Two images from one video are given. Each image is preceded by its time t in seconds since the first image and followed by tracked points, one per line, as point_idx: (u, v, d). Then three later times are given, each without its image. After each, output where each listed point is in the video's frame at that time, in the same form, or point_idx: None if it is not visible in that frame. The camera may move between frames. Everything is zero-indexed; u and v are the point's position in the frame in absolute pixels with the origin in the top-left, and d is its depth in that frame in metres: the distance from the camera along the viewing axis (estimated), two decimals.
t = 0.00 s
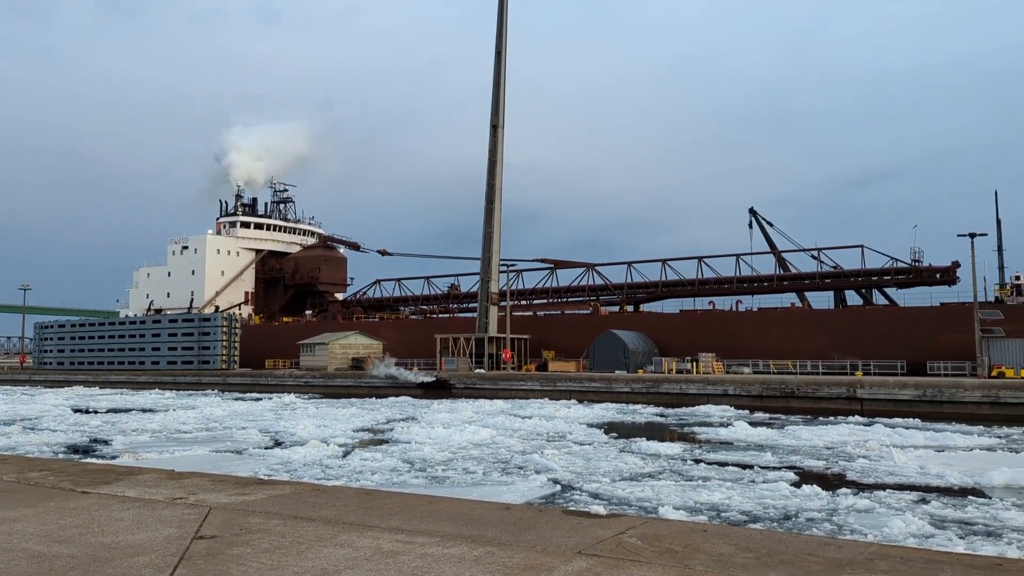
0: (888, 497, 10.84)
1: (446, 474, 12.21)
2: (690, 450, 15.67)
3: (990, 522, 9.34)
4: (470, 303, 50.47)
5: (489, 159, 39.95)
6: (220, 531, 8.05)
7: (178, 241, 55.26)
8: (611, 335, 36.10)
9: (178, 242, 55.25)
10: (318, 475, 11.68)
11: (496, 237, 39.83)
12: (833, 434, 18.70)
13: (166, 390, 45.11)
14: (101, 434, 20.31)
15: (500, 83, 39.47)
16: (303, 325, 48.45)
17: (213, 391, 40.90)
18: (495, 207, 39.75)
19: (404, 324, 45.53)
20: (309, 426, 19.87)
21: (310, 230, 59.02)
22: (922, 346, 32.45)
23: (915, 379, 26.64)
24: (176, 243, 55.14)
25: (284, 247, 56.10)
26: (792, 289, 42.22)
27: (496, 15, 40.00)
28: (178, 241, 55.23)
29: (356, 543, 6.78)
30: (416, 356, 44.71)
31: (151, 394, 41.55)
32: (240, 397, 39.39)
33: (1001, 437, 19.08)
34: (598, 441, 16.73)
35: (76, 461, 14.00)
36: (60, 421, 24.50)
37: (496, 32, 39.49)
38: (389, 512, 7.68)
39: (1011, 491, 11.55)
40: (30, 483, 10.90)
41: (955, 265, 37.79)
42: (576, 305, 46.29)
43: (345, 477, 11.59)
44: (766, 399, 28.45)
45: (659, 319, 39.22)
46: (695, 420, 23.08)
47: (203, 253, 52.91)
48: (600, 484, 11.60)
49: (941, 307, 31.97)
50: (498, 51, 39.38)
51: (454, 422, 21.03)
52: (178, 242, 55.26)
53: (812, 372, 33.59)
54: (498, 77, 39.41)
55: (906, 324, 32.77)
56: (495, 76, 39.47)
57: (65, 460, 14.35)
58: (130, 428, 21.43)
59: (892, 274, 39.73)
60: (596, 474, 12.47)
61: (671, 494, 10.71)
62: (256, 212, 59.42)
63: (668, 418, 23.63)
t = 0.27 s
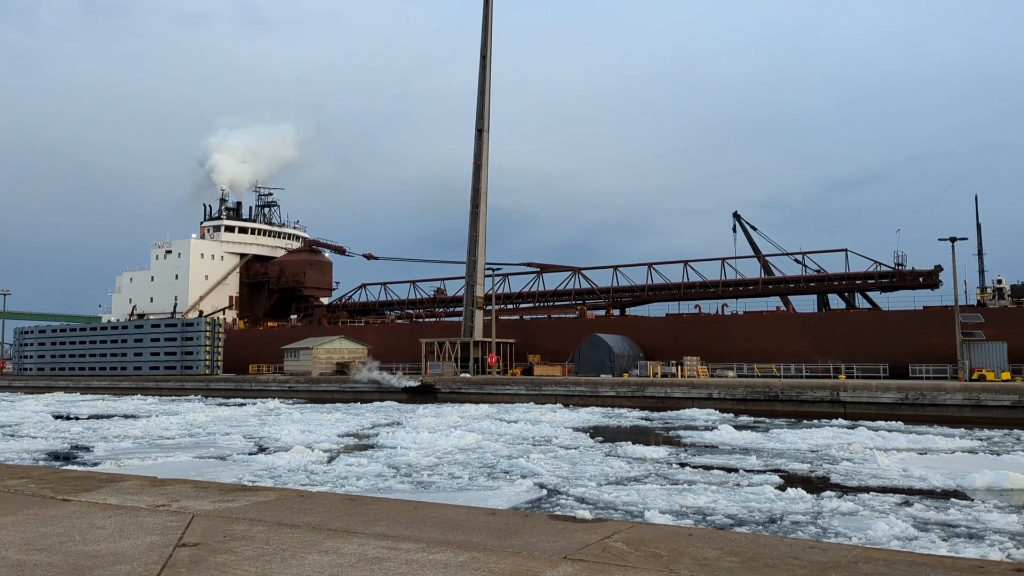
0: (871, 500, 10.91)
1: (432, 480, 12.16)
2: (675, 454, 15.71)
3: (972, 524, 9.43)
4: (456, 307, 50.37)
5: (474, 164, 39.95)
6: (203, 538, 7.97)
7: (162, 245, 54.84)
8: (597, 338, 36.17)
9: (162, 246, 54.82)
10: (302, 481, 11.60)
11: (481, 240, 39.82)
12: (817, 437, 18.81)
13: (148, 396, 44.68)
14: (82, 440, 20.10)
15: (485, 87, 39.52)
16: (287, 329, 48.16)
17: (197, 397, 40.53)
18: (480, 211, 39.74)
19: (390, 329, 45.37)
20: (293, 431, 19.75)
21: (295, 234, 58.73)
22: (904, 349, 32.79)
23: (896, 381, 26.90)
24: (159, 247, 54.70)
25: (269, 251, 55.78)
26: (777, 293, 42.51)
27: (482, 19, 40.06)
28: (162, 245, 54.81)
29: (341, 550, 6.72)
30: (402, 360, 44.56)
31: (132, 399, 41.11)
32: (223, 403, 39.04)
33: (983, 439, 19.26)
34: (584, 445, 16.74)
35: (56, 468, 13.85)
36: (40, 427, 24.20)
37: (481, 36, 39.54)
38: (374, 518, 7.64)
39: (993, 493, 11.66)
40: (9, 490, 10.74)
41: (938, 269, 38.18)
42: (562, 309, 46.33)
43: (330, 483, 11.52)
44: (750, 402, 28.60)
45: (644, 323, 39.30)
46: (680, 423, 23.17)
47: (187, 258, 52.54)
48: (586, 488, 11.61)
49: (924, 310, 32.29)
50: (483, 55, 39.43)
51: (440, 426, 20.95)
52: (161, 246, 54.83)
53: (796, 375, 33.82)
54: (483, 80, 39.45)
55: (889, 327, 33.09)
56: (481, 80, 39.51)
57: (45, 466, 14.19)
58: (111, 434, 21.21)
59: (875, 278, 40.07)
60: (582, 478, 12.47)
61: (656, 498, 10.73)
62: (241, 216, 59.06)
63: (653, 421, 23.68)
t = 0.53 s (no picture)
0: (863, 502, 10.95)
1: (424, 483, 12.12)
2: (667, 456, 15.73)
3: (963, 526, 9.46)
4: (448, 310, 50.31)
5: (465, 166, 39.95)
6: (193, 543, 7.92)
7: (152, 248, 54.57)
8: (589, 341, 36.19)
9: (152, 249, 54.56)
10: (294, 485, 11.54)
11: (473, 243, 39.81)
12: (808, 439, 18.87)
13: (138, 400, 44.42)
14: (72, 444, 19.95)
15: (477, 90, 39.53)
16: (279, 332, 48.00)
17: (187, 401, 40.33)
18: (472, 214, 39.74)
19: (382, 331, 45.29)
20: (284, 434, 19.67)
21: (286, 237, 58.55)
22: (894, 351, 32.95)
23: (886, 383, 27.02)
24: (150, 250, 54.44)
25: (260, 253, 55.60)
26: (769, 295, 42.65)
27: (473, 22, 40.08)
28: (152, 248, 54.54)
29: (333, 554, 6.68)
30: (393, 363, 44.48)
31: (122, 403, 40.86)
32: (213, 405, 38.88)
33: (973, 441, 19.37)
34: (576, 448, 16.74)
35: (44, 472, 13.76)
36: (29, 431, 24.03)
37: (473, 39, 39.56)
38: (365, 522, 7.60)
39: (983, 494, 11.70)
40: None
41: (929, 271, 38.39)
42: (555, 311, 46.35)
43: (322, 486, 11.47)
44: (741, 404, 28.66)
45: (635, 325, 39.43)
46: (672, 425, 23.22)
47: (178, 260, 52.32)
48: (578, 491, 11.59)
49: (914, 312, 32.45)
50: (474, 57, 39.46)
51: (432, 429, 20.93)
52: (152, 249, 54.57)
53: (787, 377, 33.94)
54: (475, 83, 39.45)
55: (879, 330, 33.26)
56: (472, 83, 39.51)
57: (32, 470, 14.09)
58: (100, 438, 21.05)
59: (867, 280, 40.25)
60: (574, 480, 12.47)
61: (649, 500, 10.72)
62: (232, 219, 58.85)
63: (645, 423, 23.70)
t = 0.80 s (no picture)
0: (860, 506, 10.94)
1: (420, 488, 12.07)
2: (663, 460, 15.72)
3: (959, 530, 9.46)
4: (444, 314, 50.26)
5: (461, 171, 39.95)
6: (188, 549, 7.87)
7: (148, 253, 54.49)
8: (584, 345, 36.18)
9: (147, 253, 54.47)
10: (289, 490, 11.50)
11: (468, 247, 39.79)
12: (803, 443, 18.88)
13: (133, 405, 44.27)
14: (65, 450, 19.86)
15: (472, 94, 39.56)
16: (275, 337, 47.93)
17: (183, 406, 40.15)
18: (467, 218, 39.74)
19: (377, 336, 45.27)
20: (278, 439, 19.64)
21: (283, 241, 58.49)
22: (889, 356, 33.01)
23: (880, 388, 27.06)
24: (145, 254, 54.35)
25: (256, 258, 55.56)
26: (765, 299, 42.70)
27: (469, 26, 40.09)
28: (148, 253, 54.46)
29: (329, 560, 6.63)
30: (389, 368, 44.44)
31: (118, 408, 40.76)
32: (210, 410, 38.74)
33: (968, 445, 19.39)
34: (572, 452, 16.73)
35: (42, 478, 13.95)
36: (22, 437, 23.90)
37: (468, 43, 39.61)
38: (360, 528, 7.55)
39: (978, 498, 11.71)
40: None
41: (924, 275, 38.48)
42: (551, 315, 46.35)
43: (318, 492, 11.45)
44: (736, 408, 28.68)
45: (630, 330, 39.44)
46: (668, 430, 23.21)
47: (173, 265, 52.24)
48: (574, 496, 11.56)
49: (910, 317, 32.52)
50: (470, 62, 39.48)
51: (427, 434, 20.90)
52: (147, 253, 54.48)
53: (782, 382, 33.99)
54: (470, 88, 39.47)
55: (874, 334, 33.31)
56: (467, 88, 39.53)
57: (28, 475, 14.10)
58: (94, 443, 20.97)
59: (862, 284, 40.32)
60: (570, 485, 12.43)
61: (645, 505, 10.70)
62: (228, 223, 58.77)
63: (641, 428, 23.69)
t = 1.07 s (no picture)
0: (860, 511, 10.90)
1: (420, 493, 12.06)
2: (663, 466, 15.68)
3: (959, 535, 9.43)
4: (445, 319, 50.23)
5: (461, 176, 40.00)
6: (187, 555, 7.86)
7: (148, 258, 54.54)
8: (583, 350, 36.17)
9: (148, 258, 54.53)
10: (289, 495, 11.48)
11: (468, 252, 39.81)
12: (804, 448, 18.83)
13: (131, 410, 44.22)
14: (65, 455, 19.84)
15: (471, 100, 39.65)
16: (274, 342, 47.92)
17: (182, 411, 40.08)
18: (467, 224, 39.78)
19: (377, 341, 45.27)
20: (277, 445, 19.61)
21: (283, 246, 58.53)
22: (888, 360, 33.00)
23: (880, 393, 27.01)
24: (146, 259, 54.39)
25: (257, 263, 55.59)
26: (765, 304, 42.68)
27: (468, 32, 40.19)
28: (148, 257, 54.51)
29: (328, 566, 6.61)
30: (389, 373, 44.42)
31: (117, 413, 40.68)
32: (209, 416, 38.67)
33: (968, 450, 19.36)
34: (572, 457, 16.71)
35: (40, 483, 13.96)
36: (22, 442, 23.87)
37: (467, 48, 39.72)
38: (360, 533, 7.53)
39: (979, 504, 11.67)
40: None
41: (925, 280, 38.45)
42: (551, 320, 46.34)
43: (318, 497, 11.44)
44: (735, 413, 28.64)
45: (631, 335, 39.42)
46: (667, 435, 23.18)
47: (174, 270, 52.28)
48: (574, 501, 11.54)
49: (910, 322, 32.49)
50: (469, 67, 39.59)
51: (427, 439, 20.89)
52: (147, 258, 54.53)
53: (782, 387, 33.96)
54: (469, 93, 39.56)
55: (872, 339, 33.31)
56: (467, 93, 39.63)
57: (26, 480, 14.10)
58: (94, 448, 20.95)
59: (863, 289, 40.29)
60: (570, 491, 12.40)
61: (645, 510, 10.68)
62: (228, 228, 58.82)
63: (641, 433, 23.66)
